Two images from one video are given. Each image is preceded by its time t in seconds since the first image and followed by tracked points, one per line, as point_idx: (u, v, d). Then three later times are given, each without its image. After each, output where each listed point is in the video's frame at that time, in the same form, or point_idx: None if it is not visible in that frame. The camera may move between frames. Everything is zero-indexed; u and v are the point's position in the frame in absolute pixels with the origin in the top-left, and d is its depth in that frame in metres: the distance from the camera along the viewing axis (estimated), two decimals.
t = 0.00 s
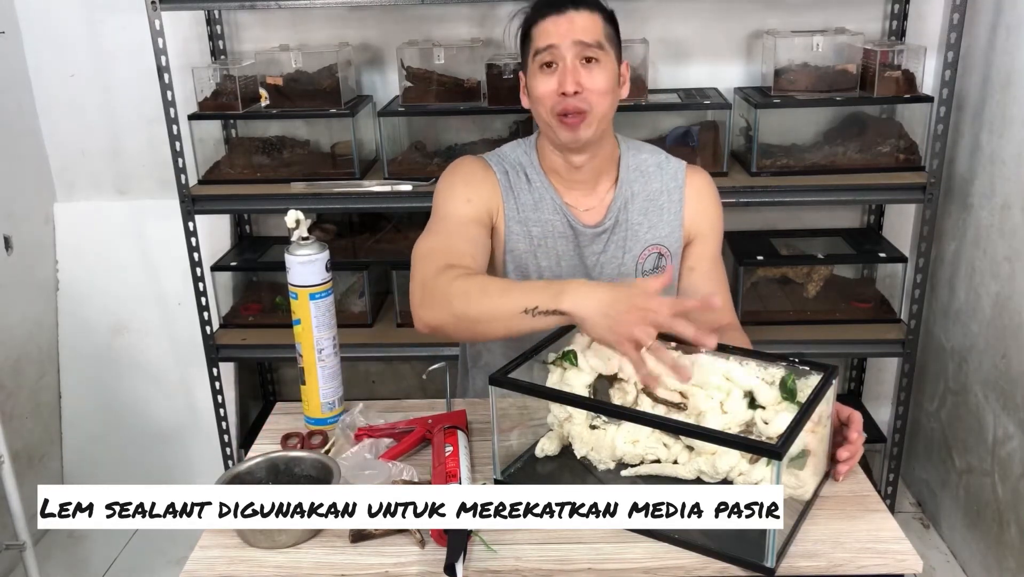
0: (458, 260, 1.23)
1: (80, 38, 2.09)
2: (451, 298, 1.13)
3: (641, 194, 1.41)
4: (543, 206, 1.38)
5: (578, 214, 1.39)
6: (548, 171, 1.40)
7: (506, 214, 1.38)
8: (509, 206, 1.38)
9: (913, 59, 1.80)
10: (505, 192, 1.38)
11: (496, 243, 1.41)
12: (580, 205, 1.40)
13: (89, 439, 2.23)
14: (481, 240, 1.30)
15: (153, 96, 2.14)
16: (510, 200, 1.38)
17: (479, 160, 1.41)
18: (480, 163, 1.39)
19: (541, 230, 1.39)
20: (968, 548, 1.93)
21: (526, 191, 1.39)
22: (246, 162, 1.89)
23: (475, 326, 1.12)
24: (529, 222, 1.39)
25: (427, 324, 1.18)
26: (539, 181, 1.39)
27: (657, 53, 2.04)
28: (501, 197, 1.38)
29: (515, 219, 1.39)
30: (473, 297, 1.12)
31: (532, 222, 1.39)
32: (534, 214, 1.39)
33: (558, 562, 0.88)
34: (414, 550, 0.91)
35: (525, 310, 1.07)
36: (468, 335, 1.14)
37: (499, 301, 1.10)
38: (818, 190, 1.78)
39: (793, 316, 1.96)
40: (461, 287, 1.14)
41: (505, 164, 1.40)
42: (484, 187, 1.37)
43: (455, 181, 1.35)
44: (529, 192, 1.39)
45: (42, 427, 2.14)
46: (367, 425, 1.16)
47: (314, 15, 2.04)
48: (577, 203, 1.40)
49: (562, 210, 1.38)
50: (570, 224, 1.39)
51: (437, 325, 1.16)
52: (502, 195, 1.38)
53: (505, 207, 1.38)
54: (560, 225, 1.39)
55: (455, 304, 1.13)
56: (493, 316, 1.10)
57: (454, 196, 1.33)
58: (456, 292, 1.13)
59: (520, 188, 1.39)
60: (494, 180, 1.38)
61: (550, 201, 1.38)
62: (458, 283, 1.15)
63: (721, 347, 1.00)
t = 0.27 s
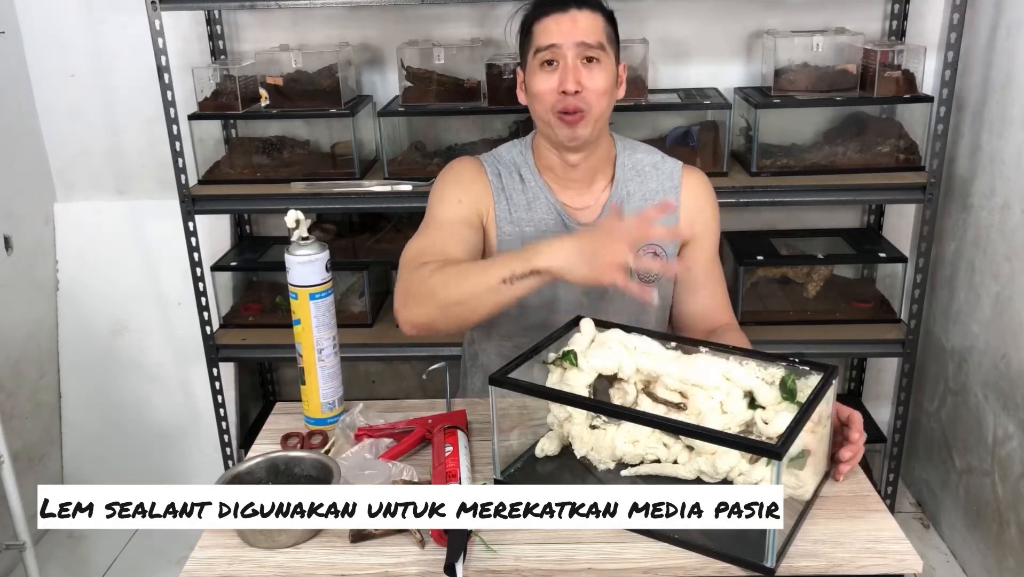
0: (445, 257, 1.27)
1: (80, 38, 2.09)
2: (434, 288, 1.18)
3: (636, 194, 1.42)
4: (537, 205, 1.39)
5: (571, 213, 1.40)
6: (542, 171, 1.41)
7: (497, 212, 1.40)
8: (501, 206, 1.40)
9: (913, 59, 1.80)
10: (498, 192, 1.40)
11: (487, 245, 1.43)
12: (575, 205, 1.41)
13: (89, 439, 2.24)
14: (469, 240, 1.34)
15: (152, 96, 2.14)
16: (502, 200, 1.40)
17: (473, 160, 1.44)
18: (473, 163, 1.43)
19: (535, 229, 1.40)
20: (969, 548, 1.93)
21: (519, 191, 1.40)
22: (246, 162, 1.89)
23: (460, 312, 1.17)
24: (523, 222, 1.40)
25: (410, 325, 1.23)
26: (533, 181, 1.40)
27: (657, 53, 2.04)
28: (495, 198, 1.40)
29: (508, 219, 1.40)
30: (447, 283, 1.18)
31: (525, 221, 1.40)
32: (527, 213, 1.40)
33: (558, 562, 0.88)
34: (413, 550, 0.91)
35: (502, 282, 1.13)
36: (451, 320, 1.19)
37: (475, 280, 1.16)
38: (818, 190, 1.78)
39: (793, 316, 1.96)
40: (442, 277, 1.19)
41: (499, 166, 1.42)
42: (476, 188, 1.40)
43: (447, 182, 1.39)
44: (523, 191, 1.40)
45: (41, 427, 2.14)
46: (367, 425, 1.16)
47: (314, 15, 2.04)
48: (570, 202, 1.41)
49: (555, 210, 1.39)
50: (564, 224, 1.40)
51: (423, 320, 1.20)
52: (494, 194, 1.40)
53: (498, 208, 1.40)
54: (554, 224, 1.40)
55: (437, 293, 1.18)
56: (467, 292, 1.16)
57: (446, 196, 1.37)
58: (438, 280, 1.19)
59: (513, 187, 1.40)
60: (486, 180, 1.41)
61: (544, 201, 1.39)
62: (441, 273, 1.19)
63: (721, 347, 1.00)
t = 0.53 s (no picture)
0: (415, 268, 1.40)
1: (81, 38, 2.09)
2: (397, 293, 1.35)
3: (639, 196, 1.41)
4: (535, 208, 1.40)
5: (571, 214, 1.40)
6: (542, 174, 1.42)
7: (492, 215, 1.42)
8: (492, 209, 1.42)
9: (913, 59, 1.80)
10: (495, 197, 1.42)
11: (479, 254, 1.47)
12: (576, 206, 1.41)
13: (88, 439, 2.24)
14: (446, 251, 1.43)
15: (152, 96, 2.14)
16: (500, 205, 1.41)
17: (477, 161, 1.46)
18: (475, 167, 1.45)
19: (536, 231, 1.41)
20: (969, 548, 1.93)
21: (518, 192, 1.42)
22: (246, 162, 1.89)
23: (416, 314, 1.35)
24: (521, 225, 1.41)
25: (381, 327, 1.44)
26: (532, 182, 1.41)
27: (657, 54, 2.04)
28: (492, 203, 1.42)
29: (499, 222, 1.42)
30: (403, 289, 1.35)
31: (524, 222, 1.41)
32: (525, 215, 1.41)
33: (557, 562, 0.88)
34: (413, 550, 0.91)
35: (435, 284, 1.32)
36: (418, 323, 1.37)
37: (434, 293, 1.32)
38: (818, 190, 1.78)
39: (793, 317, 1.96)
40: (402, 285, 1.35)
41: (497, 169, 1.44)
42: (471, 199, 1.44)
43: (446, 188, 1.44)
44: (521, 192, 1.42)
45: (41, 427, 2.14)
46: (367, 425, 1.16)
47: (314, 15, 2.04)
48: (572, 204, 1.41)
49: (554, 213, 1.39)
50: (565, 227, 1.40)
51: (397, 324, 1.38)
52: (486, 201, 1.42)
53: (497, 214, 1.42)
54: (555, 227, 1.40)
55: (400, 301, 1.35)
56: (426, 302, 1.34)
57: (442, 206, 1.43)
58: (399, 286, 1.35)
59: (511, 189, 1.42)
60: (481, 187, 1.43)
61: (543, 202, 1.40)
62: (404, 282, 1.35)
63: (721, 347, 1.00)
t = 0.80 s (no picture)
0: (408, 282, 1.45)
1: (81, 38, 2.09)
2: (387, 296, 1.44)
3: (637, 199, 1.41)
4: (531, 213, 1.41)
5: (566, 218, 1.41)
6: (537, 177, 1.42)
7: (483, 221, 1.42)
8: (483, 216, 1.42)
9: (913, 59, 1.80)
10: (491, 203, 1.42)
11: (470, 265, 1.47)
12: (571, 210, 1.41)
13: (88, 439, 2.24)
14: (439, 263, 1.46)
15: (152, 96, 2.14)
16: (496, 210, 1.42)
17: (473, 169, 1.47)
18: (470, 175, 1.46)
19: (532, 235, 1.41)
20: (969, 548, 1.93)
21: (512, 198, 1.42)
22: (246, 162, 1.89)
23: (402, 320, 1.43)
24: (518, 229, 1.42)
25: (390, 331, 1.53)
26: (526, 187, 1.42)
27: (656, 54, 2.04)
28: (487, 208, 1.42)
29: (491, 229, 1.42)
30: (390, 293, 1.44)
31: (520, 227, 1.42)
32: (520, 220, 1.41)
33: (557, 562, 0.88)
34: (414, 550, 0.91)
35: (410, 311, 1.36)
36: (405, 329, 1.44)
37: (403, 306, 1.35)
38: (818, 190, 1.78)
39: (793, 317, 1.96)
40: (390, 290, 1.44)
41: (490, 176, 1.44)
42: (459, 211, 1.44)
43: (438, 199, 1.46)
44: (516, 197, 1.42)
45: (41, 427, 2.14)
46: (367, 425, 1.16)
47: (314, 15, 2.04)
48: (566, 208, 1.42)
49: (550, 217, 1.40)
50: (561, 231, 1.40)
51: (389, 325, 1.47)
52: (478, 208, 1.43)
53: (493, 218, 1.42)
54: (552, 232, 1.40)
55: (385, 303, 1.44)
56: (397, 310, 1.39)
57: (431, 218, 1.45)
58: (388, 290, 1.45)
59: (506, 195, 1.42)
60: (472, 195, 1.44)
61: (538, 207, 1.40)
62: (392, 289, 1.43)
63: (721, 347, 1.00)
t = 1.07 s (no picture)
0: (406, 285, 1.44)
1: (81, 38, 2.09)
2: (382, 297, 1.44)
3: (634, 198, 1.41)
4: (528, 214, 1.41)
5: (563, 219, 1.41)
6: (535, 179, 1.42)
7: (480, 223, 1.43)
8: (481, 218, 1.42)
9: (913, 59, 1.80)
10: (487, 204, 1.42)
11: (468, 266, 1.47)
12: (568, 211, 1.42)
13: (88, 439, 2.24)
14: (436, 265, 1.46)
15: (152, 96, 2.14)
16: (494, 211, 1.42)
17: (468, 170, 1.47)
18: (466, 176, 1.45)
19: (528, 236, 1.42)
20: (969, 548, 1.93)
21: (509, 199, 1.42)
22: (246, 162, 1.89)
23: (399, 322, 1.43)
24: (516, 230, 1.42)
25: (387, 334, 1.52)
26: (523, 189, 1.41)
27: (656, 54, 2.04)
28: (483, 210, 1.42)
29: (488, 231, 1.43)
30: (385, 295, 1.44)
31: (517, 228, 1.42)
32: (517, 221, 1.42)
33: (558, 562, 0.88)
34: (414, 550, 0.91)
35: (407, 316, 1.35)
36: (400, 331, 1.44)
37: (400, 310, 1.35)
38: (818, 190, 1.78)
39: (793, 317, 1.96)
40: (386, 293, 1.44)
41: (486, 178, 1.44)
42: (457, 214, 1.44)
43: (435, 202, 1.45)
44: (513, 198, 1.42)
45: (41, 427, 2.14)
46: (367, 425, 1.16)
47: (315, 15, 2.04)
48: (564, 209, 1.42)
49: (547, 218, 1.40)
50: (557, 231, 1.40)
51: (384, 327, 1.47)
52: (475, 211, 1.43)
53: (491, 220, 1.42)
54: (548, 232, 1.41)
55: (380, 306, 1.43)
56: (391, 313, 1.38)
57: (429, 221, 1.45)
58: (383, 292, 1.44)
59: (502, 196, 1.42)
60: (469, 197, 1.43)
61: (535, 208, 1.40)
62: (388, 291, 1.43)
63: (721, 347, 1.00)
